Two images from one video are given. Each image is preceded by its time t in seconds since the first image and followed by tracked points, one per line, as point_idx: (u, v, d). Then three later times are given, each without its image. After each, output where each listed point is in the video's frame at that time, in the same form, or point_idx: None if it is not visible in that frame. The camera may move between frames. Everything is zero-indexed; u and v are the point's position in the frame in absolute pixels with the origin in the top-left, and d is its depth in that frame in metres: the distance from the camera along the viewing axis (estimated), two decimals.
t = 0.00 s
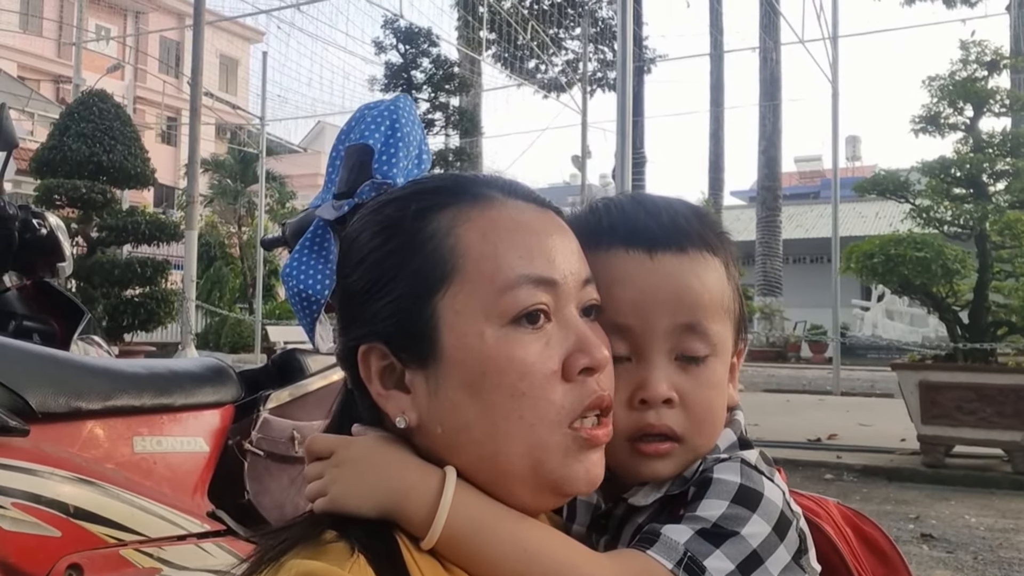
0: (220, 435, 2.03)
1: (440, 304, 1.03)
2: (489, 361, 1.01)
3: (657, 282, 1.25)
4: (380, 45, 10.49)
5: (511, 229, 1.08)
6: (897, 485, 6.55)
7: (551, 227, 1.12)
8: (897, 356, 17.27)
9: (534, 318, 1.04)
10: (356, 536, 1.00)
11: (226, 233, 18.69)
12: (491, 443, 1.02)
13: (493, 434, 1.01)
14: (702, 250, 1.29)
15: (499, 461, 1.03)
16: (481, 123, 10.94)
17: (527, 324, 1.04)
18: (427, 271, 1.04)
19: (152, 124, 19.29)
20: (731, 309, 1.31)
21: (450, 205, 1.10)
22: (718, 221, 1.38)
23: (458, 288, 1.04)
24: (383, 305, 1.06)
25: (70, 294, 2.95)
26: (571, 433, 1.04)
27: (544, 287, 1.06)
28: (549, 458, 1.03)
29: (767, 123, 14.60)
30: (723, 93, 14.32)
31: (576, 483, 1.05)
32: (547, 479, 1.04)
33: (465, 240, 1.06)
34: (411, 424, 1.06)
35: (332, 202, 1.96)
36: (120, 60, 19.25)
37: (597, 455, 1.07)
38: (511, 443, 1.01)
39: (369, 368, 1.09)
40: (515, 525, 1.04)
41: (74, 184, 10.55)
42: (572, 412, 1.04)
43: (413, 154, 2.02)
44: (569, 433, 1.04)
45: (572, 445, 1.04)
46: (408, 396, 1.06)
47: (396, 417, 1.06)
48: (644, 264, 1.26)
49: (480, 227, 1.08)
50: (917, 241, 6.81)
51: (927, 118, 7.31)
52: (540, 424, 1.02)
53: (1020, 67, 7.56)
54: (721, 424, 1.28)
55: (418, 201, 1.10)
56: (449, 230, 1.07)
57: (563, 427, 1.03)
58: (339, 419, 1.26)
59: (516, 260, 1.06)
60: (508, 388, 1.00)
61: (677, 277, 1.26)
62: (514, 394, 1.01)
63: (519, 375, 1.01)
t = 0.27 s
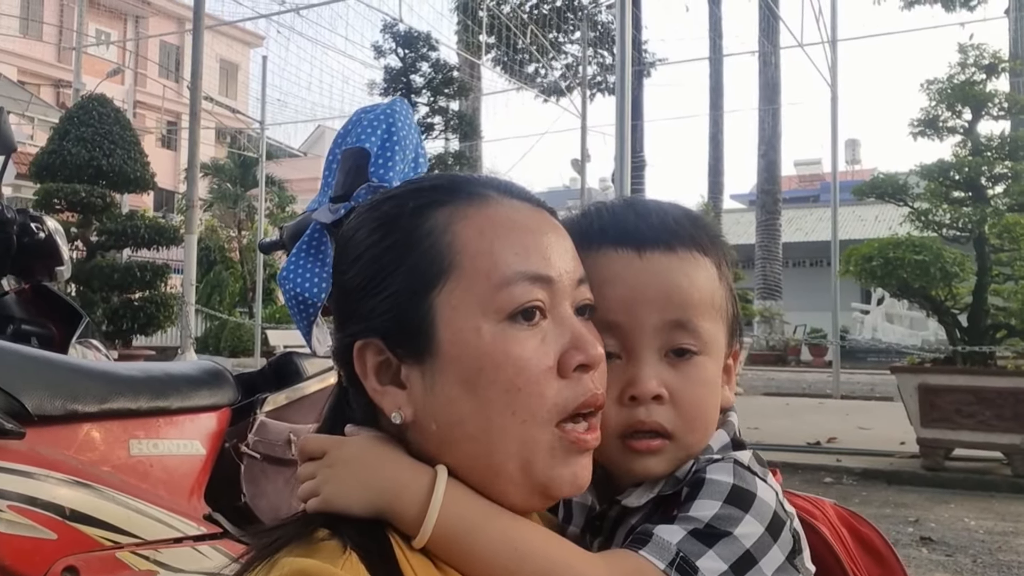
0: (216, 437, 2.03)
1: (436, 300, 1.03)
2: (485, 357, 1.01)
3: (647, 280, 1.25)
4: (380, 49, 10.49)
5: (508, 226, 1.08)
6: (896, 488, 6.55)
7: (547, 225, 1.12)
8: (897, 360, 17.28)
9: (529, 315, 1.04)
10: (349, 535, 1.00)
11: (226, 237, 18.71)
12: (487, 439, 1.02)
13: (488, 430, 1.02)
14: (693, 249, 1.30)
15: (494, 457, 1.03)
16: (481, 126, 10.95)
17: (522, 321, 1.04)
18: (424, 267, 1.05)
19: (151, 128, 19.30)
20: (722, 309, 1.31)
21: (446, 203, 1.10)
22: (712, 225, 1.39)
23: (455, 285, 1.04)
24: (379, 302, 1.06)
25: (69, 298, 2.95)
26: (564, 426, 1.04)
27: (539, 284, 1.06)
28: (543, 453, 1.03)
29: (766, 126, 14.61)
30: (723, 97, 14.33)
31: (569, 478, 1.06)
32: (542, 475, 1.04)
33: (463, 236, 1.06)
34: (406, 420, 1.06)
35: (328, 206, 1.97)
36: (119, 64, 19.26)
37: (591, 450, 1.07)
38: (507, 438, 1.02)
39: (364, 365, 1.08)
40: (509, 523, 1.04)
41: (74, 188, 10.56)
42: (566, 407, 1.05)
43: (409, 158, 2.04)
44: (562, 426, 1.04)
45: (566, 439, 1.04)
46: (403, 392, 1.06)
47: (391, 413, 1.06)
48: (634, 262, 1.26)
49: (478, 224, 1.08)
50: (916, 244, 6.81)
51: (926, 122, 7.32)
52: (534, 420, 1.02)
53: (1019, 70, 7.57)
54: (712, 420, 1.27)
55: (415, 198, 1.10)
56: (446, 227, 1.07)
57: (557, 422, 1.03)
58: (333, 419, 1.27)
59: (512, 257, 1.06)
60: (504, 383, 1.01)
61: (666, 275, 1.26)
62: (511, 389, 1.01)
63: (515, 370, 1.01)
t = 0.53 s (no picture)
0: (215, 440, 2.03)
1: (426, 302, 1.03)
2: (476, 357, 1.01)
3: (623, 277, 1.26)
4: (379, 51, 10.50)
5: (493, 229, 1.08)
6: (897, 490, 6.54)
7: (533, 228, 1.12)
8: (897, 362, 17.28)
9: (518, 315, 1.04)
10: (348, 538, 1.00)
11: (226, 240, 18.72)
12: (478, 440, 1.02)
13: (480, 430, 1.01)
14: (676, 248, 1.30)
15: (489, 458, 1.02)
16: (481, 129, 10.96)
17: (512, 320, 1.04)
18: (412, 271, 1.04)
19: (151, 130, 19.31)
20: (708, 307, 1.31)
21: (434, 207, 1.10)
22: (703, 228, 1.39)
23: (444, 287, 1.03)
24: (366, 306, 1.06)
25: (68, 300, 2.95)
26: (558, 423, 1.04)
27: (528, 284, 1.06)
28: (538, 451, 1.03)
29: (766, 128, 14.62)
30: (723, 98, 14.34)
31: (563, 474, 1.05)
32: (538, 472, 1.04)
33: (451, 240, 1.06)
34: (399, 424, 1.05)
35: (327, 209, 1.98)
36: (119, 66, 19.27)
37: (584, 448, 1.07)
38: (500, 437, 1.01)
39: (356, 370, 1.08)
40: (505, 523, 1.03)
41: (74, 191, 10.57)
42: (559, 405, 1.04)
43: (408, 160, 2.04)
44: (555, 425, 1.04)
45: (560, 436, 1.04)
46: (395, 396, 1.05)
47: (384, 418, 1.06)
48: (606, 261, 1.28)
49: (465, 227, 1.07)
50: (915, 246, 6.81)
51: (926, 124, 7.32)
52: (526, 419, 1.02)
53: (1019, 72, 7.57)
54: (692, 418, 1.27)
55: (403, 203, 1.10)
56: (433, 231, 1.07)
57: (551, 419, 1.03)
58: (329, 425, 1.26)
59: (500, 258, 1.06)
60: (495, 383, 1.00)
61: (642, 272, 1.27)
62: (503, 388, 1.00)
63: (506, 370, 1.01)
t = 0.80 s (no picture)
0: (215, 438, 2.03)
1: (415, 299, 1.04)
2: (467, 352, 1.02)
3: (599, 263, 1.29)
4: (380, 54, 10.51)
5: (476, 227, 1.09)
6: (897, 492, 6.55)
7: (519, 225, 1.13)
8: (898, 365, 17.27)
9: (506, 309, 1.05)
10: (349, 530, 1.00)
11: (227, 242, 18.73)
12: (473, 433, 1.03)
13: (475, 424, 1.02)
14: (657, 235, 1.33)
15: (485, 452, 1.04)
16: (482, 131, 10.96)
17: (500, 315, 1.05)
18: (399, 272, 1.05)
19: (153, 133, 19.34)
20: (692, 292, 1.32)
21: (420, 207, 1.10)
22: (692, 222, 1.42)
23: (433, 284, 1.04)
24: (356, 306, 1.07)
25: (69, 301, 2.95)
26: (553, 413, 1.05)
27: (515, 278, 1.07)
28: (534, 440, 1.04)
29: (767, 131, 14.62)
30: (724, 101, 14.34)
31: (560, 461, 1.07)
32: (534, 462, 1.05)
33: (438, 239, 1.06)
34: (395, 423, 1.06)
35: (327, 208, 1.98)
36: (121, 69, 19.29)
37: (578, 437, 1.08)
38: (494, 431, 1.02)
39: (351, 372, 1.09)
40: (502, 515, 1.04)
41: (75, 193, 10.58)
42: (552, 395, 1.05)
43: (407, 160, 2.05)
44: (549, 415, 1.05)
45: (554, 426, 1.05)
46: (389, 394, 1.06)
47: (379, 417, 1.06)
48: (586, 250, 1.31)
49: (450, 226, 1.08)
50: (916, 248, 6.81)
51: (926, 126, 7.33)
52: (521, 410, 1.03)
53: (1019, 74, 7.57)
54: (672, 394, 1.27)
55: (388, 205, 1.10)
56: (419, 231, 1.07)
57: (545, 408, 1.05)
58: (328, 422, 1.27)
59: (486, 254, 1.07)
60: (488, 377, 1.01)
61: (620, 255, 1.29)
62: (495, 382, 1.02)
63: (499, 362, 1.02)
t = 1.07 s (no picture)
0: (214, 442, 2.03)
1: (416, 307, 1.03)
2: (470, 359, 1.01)
3: (591, 259, 1.31)
4: (380, 56, 10.50)
5: (470, 233, 1.08)
6: (898, 494, 6.54)
7: (516, 230, 1.13)
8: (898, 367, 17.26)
9: (509, 314, 1.05)
10: (355, 533, 1.00)
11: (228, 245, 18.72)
12: (480, 437, 1.02)
13: (482, 429, 1.02)
14: (652, 229, 1.33)
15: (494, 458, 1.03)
16: (482, 133, 10.95)
17: (503, 320, 1.04)
18: (397, 282, 1.04)
19: (153, 136, 19.35)
20: (687, 286, 1.33)
21: (412, 218, 1.09)
22: (692, 215, 1.42)
23: (433, 292, 1.03)
24: (357, 317, 1.06)
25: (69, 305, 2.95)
26: (558, 414, 1.05)
27: (514, 283, 1.06)
28: (541, 441, 1.04)
29: (767, 133, 14.61)
30: (724, 103, 14.34)
31: (567, 461, 1.07)
32: (541, 462, 1.05)
33: (435, 248, 1.05)
34: (401, 435, 1.06)
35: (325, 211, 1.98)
36: (121, 72, 19.29)
37: (583, 437, 1.08)
38: (500, 436, 1.02)
39: (354, 387, 1.08)
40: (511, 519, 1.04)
41: (75, 196, 10.57)
42: (557, 396, 1.05)
43: (406, 164, 2.05)
44: (554, 416, 1.05)
45: (561, 426, 1.06)
46: (395, 406, 1.06)
47: (386, 430, 1.06)
48: (580, 245, 1.32)
49: (445, 234, 1.07)
50: (916, 249, 6.81)
51: (926, 127, 7.33)
52: (527, 413, 1.03)
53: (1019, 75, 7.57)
54: (662, 392, 1.29)
55: (380, 219, 1.08)
56: (413, 241, 1.06)
57: (551, 410, 1.05)
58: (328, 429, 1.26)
59: (482, 261, 1.06)
60: (491, 383, 1.01)
61: (611, 250, 1.30)
62: (499, 386, 1.01)
63: (501, 367, 1.01)
